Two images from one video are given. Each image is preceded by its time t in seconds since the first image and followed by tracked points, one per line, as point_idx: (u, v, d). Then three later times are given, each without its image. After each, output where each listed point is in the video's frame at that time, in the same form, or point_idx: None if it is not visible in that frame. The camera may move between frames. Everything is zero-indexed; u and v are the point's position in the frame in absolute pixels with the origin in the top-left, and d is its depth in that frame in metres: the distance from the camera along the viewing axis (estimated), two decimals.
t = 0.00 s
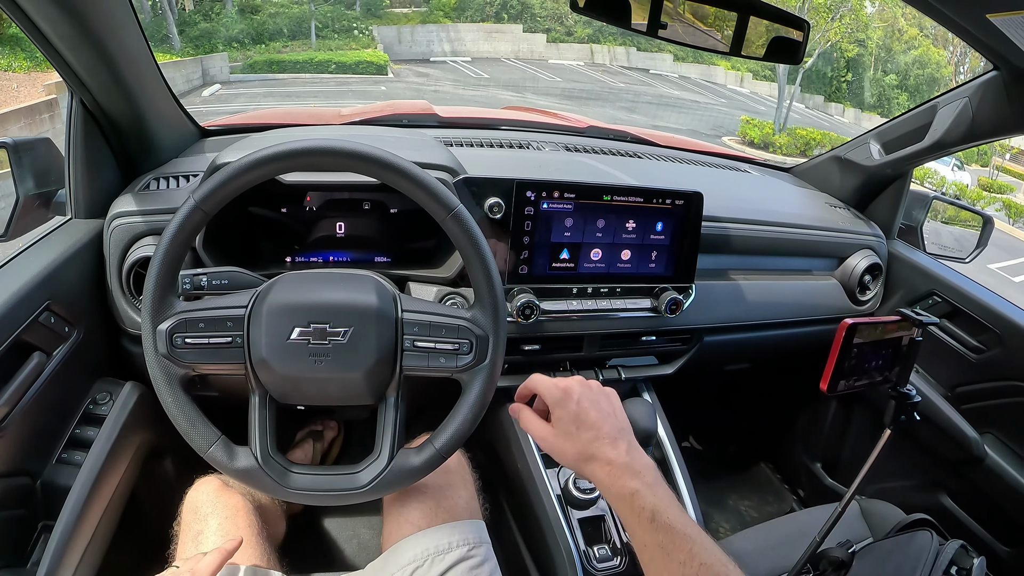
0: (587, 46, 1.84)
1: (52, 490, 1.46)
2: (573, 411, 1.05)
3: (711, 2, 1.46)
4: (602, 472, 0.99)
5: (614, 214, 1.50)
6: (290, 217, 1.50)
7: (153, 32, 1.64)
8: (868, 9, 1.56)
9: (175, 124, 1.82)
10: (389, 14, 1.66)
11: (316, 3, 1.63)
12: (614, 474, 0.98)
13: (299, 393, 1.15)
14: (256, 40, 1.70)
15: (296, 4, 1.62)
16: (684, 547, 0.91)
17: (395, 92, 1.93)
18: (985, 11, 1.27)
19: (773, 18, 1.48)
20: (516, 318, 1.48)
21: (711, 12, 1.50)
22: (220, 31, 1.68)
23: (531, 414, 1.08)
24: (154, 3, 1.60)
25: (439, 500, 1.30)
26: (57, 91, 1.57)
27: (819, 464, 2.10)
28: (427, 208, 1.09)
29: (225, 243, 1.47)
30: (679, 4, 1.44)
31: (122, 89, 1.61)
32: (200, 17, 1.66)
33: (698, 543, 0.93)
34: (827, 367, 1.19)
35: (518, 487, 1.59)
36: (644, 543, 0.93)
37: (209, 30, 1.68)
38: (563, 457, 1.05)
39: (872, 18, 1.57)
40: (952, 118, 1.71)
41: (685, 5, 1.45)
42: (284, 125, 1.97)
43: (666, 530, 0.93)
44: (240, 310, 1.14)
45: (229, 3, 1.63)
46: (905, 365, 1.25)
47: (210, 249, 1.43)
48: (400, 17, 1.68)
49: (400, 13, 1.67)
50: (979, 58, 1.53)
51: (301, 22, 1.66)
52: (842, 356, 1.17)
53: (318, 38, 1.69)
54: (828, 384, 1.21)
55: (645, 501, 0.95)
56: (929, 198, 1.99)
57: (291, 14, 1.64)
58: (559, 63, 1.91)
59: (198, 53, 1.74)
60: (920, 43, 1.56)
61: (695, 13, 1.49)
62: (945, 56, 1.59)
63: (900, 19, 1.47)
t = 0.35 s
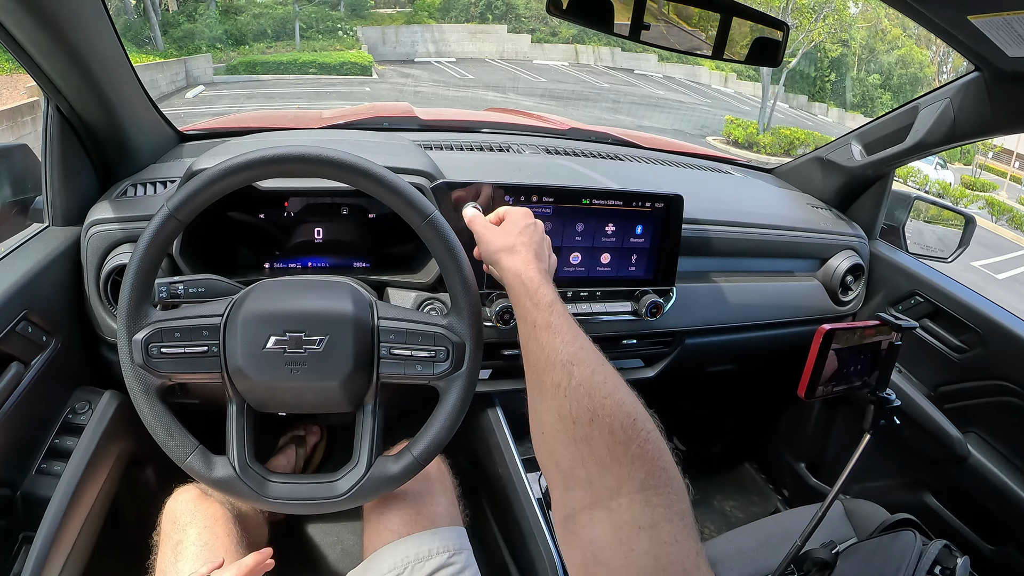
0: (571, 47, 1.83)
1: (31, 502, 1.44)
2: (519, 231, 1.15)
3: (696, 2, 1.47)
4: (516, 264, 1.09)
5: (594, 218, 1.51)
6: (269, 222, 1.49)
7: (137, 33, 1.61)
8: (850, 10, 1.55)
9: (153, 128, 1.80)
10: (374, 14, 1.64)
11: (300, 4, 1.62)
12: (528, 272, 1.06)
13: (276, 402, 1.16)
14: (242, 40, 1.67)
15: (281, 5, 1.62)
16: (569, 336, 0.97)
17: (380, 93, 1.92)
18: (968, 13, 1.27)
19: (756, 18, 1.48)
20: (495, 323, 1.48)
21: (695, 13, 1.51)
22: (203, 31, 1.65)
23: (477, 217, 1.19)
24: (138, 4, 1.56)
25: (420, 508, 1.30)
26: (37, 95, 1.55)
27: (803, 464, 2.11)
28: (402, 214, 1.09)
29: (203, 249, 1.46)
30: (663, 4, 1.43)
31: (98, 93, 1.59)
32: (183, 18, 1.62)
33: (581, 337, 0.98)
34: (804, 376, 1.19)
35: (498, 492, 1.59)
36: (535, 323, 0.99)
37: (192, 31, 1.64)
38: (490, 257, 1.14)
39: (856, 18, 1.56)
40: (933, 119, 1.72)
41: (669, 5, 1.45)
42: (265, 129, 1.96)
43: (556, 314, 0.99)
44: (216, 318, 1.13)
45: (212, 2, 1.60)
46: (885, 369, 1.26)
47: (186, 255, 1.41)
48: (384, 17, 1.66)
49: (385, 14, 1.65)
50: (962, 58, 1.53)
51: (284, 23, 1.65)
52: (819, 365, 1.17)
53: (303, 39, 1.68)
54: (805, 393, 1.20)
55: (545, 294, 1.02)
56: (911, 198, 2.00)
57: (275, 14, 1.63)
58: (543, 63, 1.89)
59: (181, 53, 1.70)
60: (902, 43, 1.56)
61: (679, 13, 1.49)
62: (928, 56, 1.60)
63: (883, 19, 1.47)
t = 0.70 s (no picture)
0: (555, 46, 1.79)
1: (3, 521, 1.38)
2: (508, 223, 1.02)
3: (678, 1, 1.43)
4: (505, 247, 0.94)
5: (582, 219, 1.47)
6: (246, 226, 1.44)
7: (117, 30, 1.54)
8: (833, 8, 1.58)
9: (127, 130, 1.74)
10: (356, 13, 1.61)
11: (282, 3, 1.56)
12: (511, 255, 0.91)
13: (254, 416, 1.12)
14: (221, 40, 1.62)
15: (262, 4, 1.56)
16: (537, 309, 0.84)
17: (362, 93, 1.87)
18: (966, 9, 1.26)
19: (740, 16, 1.45)
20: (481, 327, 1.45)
21: (679, 11, 1.47)
22: (183, 31, 1.59)
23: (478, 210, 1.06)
24: (117, 2, 1.50)
25: (407, 523, 1.25)
26: (7, 97, 1.49)
27: (794, 464, 2.09)
28: (383, 216, 1.05)
29: (178, 255, 1.40)
30: (645, 4, 1.41)
31: (67, 93, 1.52)
32: (166, 18, 1.57)
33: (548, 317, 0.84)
34: (810, 384, 1.21)
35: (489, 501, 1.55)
36: (501, 293, 0.86)
37: (176, 32, 1.59)
38: (472, 238, 0.99)
39: (838, 18, 1.60)
40: (925, 117, 1.71)
41: (652, 5, 1.42)
42: (244, 129, 1.91)
43: (530, 299, 0.85)
44: (190, 328, 1.07)
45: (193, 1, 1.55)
46: (888, 374, 1.27)
47: (160, 261, 1.35)
48: (367, 16, 1.63)
49: (367, 13, 1.62)
50: (943, 54, 1.55)
51: (266, 23, 1.60)
52: (824, 373, 1.20)
53: (284, 38, 1.63)
54: (811, 400, 1.22)
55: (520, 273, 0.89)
56: (899, 196, 1.99)
57: (256, 14, 1.58)
58: (527, 63, 1.86)
59: (162, 53, 1.64)
60: (885, 42, 1.58)
61: (662, 12, 1.46)
62: (909, 54, 1.61)
63: (865, 18, 1.51)
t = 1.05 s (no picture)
0: (543, 43, 1.79)
1: None
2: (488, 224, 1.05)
3: None
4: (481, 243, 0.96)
5: (567, 217, 1.47)
6: (231, 227, 1.43)
7: (105, 31, 1.54)
8: (822, 4, 1.58)
9: (111, 132, 1.72)
10: (344, 11, 1.59)
11: (270, 2, 1.55)
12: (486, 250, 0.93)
13: (237, 419, 1.11)
14: (209, 38, 1.60)
15: (250, 3, 1.54)
16: (514, 306, 0.83)
17: (351, 91, 1.86)
18: (952, 4, 1.26)
19: (728, 13, 1.45)
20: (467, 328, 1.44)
21: (667, 8, 1.46)
22: (169, 30, 1.58)
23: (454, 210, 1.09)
24: (106, 2, 1.50)
25: (393, 525, 1.25)
26: None
27: (783, 460, 2.10)
28: (365, 217, 1.04)
29: (164, 258, 1.38)
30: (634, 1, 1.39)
31: (50, 95, 1.51)
32: (153, 16, 1.56)
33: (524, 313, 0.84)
34: (795, 384, 1.21)
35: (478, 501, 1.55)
36: (478, 292, 0.85)
37: (164, 30, 1.58)
38: (451, 240, 1.01)
39: (827, 14, 1.60)
40: (913, 112, 1.71)
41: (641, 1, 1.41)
42: (228, 129, 1.89)
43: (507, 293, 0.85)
44: (172, 332, 1.06)
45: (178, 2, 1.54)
46: (874, 373, 1.27)
47: (144, 263, 1.33)
48: (355, 14, 1.61)
49: (356, 11, 1.60)
50: (932, 50, 1.55)
51: (254, 21, 1.58)
52: (809, 373, 1.20)
53: (273, 36, 1.62)
54: (796, 400, 1.22)
55: (498, 271, 0.89)
56: (887, 191, 2.00)
57: (245, 12, 1.55)
58: (516, 59, 1.84)
59: (150, 52, 1.62)
60: (873, 38, 1.58)
61: (651, 9, 1.45)
62: (898, 49, 1.61)
63: (854, 14, 1.50)
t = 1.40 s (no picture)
0: (544, 42, 1.79)
1: None
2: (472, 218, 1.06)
3: None
4: (459, 238, 0.97)
5: (565, 213, 1.47)
6: (230, 224, 1.43)
7: (105, 32, 1.53)
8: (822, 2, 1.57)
9: (111, 131, 1.73)
10: (345, 11, 1.58)
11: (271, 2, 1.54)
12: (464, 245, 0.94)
13: (234, 415, 1.11)
14: (209, 38, 1.60)
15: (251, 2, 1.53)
16: (492, 300, 0.84)
17: (352, 90, 1.87)
18: None
19: (727, 11, 1.44)
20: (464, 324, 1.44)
21: (668, 7, 1.46)
22: (171, 29, 1.57)
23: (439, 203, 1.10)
24: (106, 3, 1.49)
25: (391, 521, 1.25)
26: None
27: (783, 457, 2.10)
28: (360, 213, 1.04)
29: (163, 256, 1.39)
30: None
31: (50, 94, 1.52)
32: (154, 16, 1.55)
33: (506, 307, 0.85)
34: (789, 377, 1.21)
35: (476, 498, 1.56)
36: (457, 288, 0.86)
37: (165, 30, 1.57)
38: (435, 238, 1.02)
39: (827, 12, 1.60)
40: (911, 109, 1.71)
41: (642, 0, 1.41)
42: (228, 127, 1.90)
43: (487, 287, 0.86)
44: (170, 328, 1.07)
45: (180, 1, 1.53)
46: (870, 368, 1.28)
47: (142, 261, 1.33)
48: (356, 14, 1.60)
49: (356, 11, 1.60)
50: (931, 49, 1.56)
51: (255, 21, 1.57)
52: (804, 368, 1.20)
53: (273, 36, 1.61)
54: (791, 394, 1.22)
55: (477, 266, 0.90)
56: (887, 188, 1.99)
57: (245, 12, 1.54)
58: (516, 58, 1.83)
59: (150, 52, 1.62)
60: (874, 36, 1.60)
61: (651, 8, 1.46)
62: (899, 48, 1.63)
63: (855, 11, 1.51)
